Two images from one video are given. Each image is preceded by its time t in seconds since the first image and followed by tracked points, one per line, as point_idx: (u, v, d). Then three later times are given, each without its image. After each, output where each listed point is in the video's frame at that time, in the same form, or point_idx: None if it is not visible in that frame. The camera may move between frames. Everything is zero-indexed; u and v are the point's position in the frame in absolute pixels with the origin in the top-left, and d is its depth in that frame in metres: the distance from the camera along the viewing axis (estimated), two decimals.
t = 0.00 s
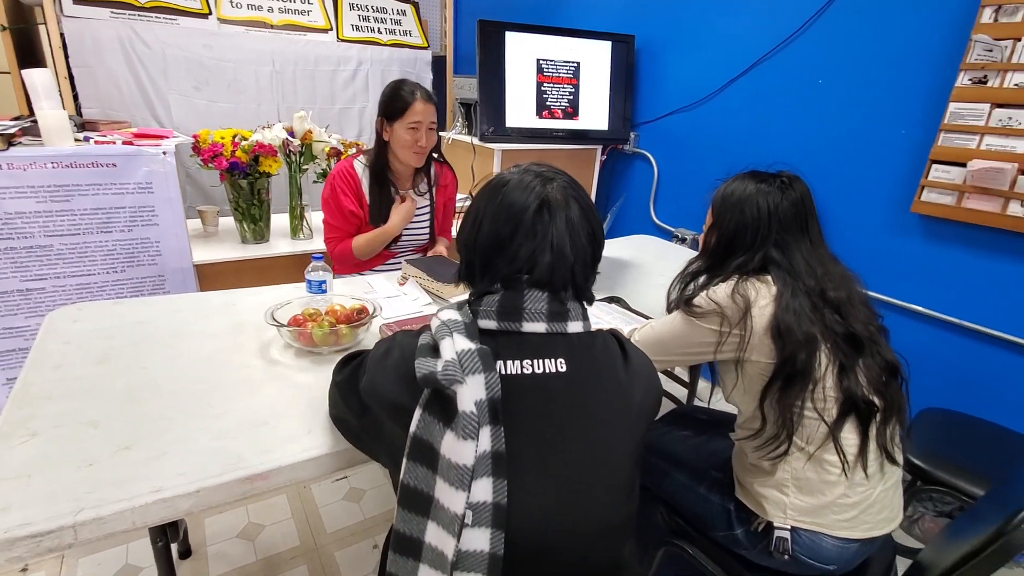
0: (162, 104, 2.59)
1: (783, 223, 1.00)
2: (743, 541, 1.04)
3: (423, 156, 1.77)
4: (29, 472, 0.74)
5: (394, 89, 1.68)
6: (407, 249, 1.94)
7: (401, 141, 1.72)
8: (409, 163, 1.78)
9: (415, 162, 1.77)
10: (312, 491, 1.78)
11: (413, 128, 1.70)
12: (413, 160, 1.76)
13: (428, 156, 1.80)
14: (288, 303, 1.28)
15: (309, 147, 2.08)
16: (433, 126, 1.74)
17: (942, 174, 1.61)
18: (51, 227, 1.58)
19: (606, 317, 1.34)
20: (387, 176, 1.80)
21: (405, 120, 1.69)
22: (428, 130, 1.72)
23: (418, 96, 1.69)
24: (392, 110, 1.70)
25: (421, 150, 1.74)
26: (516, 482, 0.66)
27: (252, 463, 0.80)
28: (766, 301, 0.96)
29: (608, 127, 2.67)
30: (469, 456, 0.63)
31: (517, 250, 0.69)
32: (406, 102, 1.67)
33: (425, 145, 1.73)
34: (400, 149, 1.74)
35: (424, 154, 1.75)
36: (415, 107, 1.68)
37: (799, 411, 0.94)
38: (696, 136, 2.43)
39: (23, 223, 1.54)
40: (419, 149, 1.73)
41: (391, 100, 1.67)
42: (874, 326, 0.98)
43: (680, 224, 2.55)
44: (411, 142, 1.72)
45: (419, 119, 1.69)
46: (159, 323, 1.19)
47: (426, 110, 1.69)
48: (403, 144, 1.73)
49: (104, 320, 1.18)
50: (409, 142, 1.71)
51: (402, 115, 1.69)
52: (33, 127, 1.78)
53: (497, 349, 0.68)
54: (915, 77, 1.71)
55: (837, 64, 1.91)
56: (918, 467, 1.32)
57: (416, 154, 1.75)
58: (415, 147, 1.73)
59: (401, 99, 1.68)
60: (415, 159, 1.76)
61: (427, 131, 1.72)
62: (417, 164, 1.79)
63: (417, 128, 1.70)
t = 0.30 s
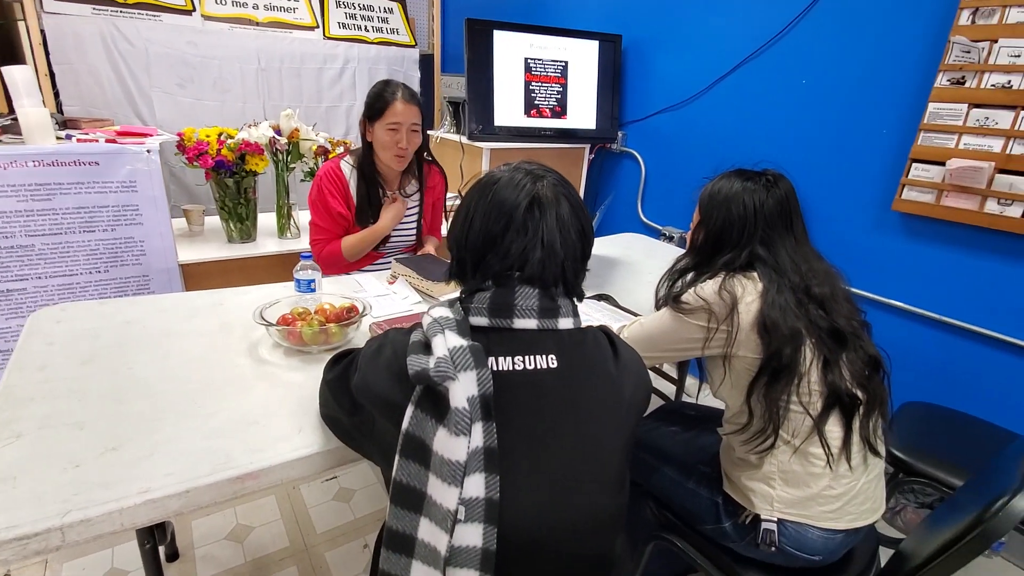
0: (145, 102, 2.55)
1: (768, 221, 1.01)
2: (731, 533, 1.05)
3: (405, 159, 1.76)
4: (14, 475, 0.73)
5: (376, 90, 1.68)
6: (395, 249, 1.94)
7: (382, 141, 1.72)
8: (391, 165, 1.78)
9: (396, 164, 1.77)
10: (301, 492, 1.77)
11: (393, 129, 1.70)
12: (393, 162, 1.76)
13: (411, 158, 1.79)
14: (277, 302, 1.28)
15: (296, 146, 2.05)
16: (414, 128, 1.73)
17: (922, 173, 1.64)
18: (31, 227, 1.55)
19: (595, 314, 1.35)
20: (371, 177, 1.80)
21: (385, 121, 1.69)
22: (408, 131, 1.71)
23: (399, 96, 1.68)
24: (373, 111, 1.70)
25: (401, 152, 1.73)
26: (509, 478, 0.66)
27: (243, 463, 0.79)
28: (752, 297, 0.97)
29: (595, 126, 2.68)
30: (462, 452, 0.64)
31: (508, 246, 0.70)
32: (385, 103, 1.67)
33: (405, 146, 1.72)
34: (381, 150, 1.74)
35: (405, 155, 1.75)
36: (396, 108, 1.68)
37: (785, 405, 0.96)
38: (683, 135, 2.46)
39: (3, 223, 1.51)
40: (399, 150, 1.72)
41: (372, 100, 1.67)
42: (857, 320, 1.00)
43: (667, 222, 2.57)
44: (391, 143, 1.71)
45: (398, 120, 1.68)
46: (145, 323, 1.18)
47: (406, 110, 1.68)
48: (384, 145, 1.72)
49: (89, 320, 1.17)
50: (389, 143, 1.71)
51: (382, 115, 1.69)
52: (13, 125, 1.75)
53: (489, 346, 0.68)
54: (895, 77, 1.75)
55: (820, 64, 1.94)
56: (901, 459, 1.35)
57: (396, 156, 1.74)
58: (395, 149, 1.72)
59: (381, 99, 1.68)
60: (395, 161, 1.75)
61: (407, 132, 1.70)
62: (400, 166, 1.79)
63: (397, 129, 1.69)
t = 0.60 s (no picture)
0: (138, 102, 2.54)
1: (762, 220, 1.01)
2: (726, 534, 1.05)
3: (399, 164, 1.75)
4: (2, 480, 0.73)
5: (370, 94, 1.67)
6: (390, 250, 1.94)
7: (376, 146, 1.71)
8: (385, 169, 1.77)
9: (389, 168, 1.76)
10: (297, 494, 1.76)
11: (387, 134, 1.69)
12: (387, 167, 1.75)
13: (406, 163, 1.79)
14: (270, 304, 1.27)
15: (291, 146, 2.04)
16: (409, 133, 1.72)
17: (917, 171, 1.64)
18: (23, 229, 1.54)
19: (590, 314, 1.35)
20: (365, 180, 1.79)
21: (379, 125, 1.68)
22: (402, 136, 1.70)
23: (394, 101, 1.67)
24: (367, 115, 1.69)
25: (394, 157, 1.73)
26: (501, 480, 0.66)
27: (234, 467, 0.79)
28: (746, 297, 0.97)
29: (591, 126, 2.68)
30: (453, 455, 0.63)
31: (499, 247, 0.69)
32: (379, 107, 1.66)
33: (398, 152, 1.72)
34: (374, 155, 1.73)
35: (399, 160, 1.74)
36: (390, 113, 1.67)
37: (779, 405, 0.96)
38: (679, 134, 2.45)
39: None
40: (392, 155, 1.72)
41: (366, 104, 1.67)
42: (852, 320, 1.00)
43: (663, 222, 2.57)
44: (384, 147, 1.71)
45: (392, 126, 1.67)
46: (138, 326, 1.17)
47: (399, 117, 1.67)
48: (378, 149, 1.72)
49: (81, 323, 1.16)
50: (382, 148, 1.71)
51: (376, 120, 1.68)
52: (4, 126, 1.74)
53: (481, 348, 0.68)
54: (890, 76, 1.75)
55: (815, 63, 1.93)
56: (896, 458, 1.34)
57: (390, 161, 1.74)
58: (389, 154, 1.72)
59: (375, 104, 1.67)
60: (389, 166, 1.75)
61: (401, 138, 1.70)
62: (394, 170, 1.78)
63: (390, 134, 1.69)
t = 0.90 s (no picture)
0: (132, 104, 2.53)
1: (754, 221, 1.01)
2: (719, 537, 1.04)
3: (387, 157, 1.74)
4: None
5: (355, 88, 1.68)
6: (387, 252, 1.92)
7: (363, 140, 1.71)
8: (374, 164, 1.77)
9: (378, 162, 1.75)
10: (291, 497, 1.75)
11: (373, 126, 1.69)
12: (375, 161, 1.74)
13: (395, 157, 1.78)
14: (260, 307, 1.26)
15: (284, 147, 2.04)
16: (395, 125, 1.72)
17: (911, 170, 1.64)
18: (12, 232, 1.53)
19: (583, 316, 1.34)
20: (355, 179, 1.78)
21: (364, 118, 1.69)
22: (388, 128, 1.70)
23: (378, 93, 1.68)
24: (353, 109, 1.70)
25: (382, 150, 1.72)
26: (487, 486, 0.65)
27: (220, 474, 0.78)
28: (738, 298, 0.96)
29: (587, 125, 2.67)
30: (437, 463, 0.62)
31: (485, 250, 0.68)
32: (364, 100, 1.67)
33: (385, 144, 1.71)
34: (362, 149, 1.73)
35: (387, 153, 1.73)
36: (374, 105, 1.68)
37: (771, 407, 0.95)
38: (674, 133, 2.44)
39: None
40: (380, 148, 1.71)
41: (352, 98, 1.67)
42: (844, 321, 0.99)
43: (659, 221, 2.56)
44: (371, 140, 1.70)
45: (377, 117, 1.67)
46: (126, 331, 1.17)
47: (384, 107, 1.68)
48: (365, 143, 1.72)
49: (68, 328, 1.15)
50: (369, 141, 1.70)
51: (361, 113, 1.69)
52: None
53: (467, 353, 0.67)
54: (885, 74, 1.74)
55: (810, 61, 1.92)
56: (891, 458, 1.34)
57: (378, 155, 1.73)
58: (377, 147, 1.71)
59: (361, 97, 1.68)
60: (377, 160, 1.74)
61: (387, 129, 1.70)
62: (384, 165, 1.77)
63: (376, 126, 1.69)
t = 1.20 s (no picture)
0: (131, 103, 2.53)
1: (752, 221, 0.99)
2: (717, 541, 1.03)
3: (384, 154, 1.73)
4: None
5: (350, 87, 1.66)
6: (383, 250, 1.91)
7: (360, 138, 1.69)
8: (371, 161, 1.75)
9: (375, 159, 1.74)
10: (288, 498, 1.75)
11: (370, 125, 1.68)
12: (373, 158, 1.73)
13: (392, 154, 1.77)
14: (254, 307, 1.25)
15: (282, 146, 2.02)
16: (393, 123, 1.71)
17: (914, 169, 1.61)
18: (8, 231, 1.53)
19: (580, 316, 1.32)
20: (351, 176, 1.77)
21: (361, 117, 1.67)
22: (386, 127, 1.69)
23: (375, 91, 1.67)
24: (349, 107, 1.68)
25: (380, 148, 1.71)
26: (476, 492, 0.64)
27: (208, 477, 0.77)
28: (736, 300, 0.95)
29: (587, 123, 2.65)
30: (425, 468, 0.61)
31: (475, 251, 0.67)
32: (361, 99, 1.66)
33: (383, 142, 1.70)
34: (360, 147, 1.72)
35: (385, 152, 1.72)
36: (371, 103, 1.66)
37: (770, 410, 0.93)
38: (675, 131, 2.42)
39: None
40: (378, 146, 1.70)
41: (348, 96, 1.66)
42: (844, 322, 0.97)
43: (660, 220, 2.54)
44: (369, 139, 1.69)
45: (375, 116, 1.66)
46: (119, 331, 1.16)
47: (382, 105, 1.66)
48: (363, 142, 1.70)
49: (61, 328, 1.15)
50: (367, 140, 1.69)
51: (358, 111, 1.67)
52: None
53: (456, 356, 0.66)
54: (887, 71, 1.71)
55: (812, 58, 1.90)
56: (892, 461, 1.32)
57: (375, 152, 1.72)
58: (374, 145, 1.70)
59: (357, 95, 1.66)
60: (375, 157, 1.73)
61: (385, 128, 1.68)
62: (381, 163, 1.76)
63: (374, 125, 1.67)
